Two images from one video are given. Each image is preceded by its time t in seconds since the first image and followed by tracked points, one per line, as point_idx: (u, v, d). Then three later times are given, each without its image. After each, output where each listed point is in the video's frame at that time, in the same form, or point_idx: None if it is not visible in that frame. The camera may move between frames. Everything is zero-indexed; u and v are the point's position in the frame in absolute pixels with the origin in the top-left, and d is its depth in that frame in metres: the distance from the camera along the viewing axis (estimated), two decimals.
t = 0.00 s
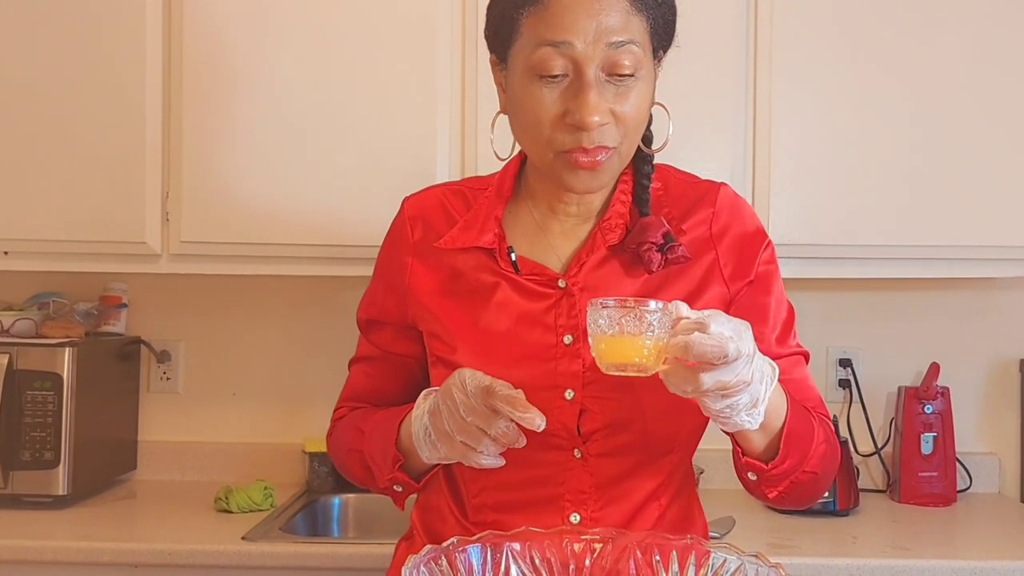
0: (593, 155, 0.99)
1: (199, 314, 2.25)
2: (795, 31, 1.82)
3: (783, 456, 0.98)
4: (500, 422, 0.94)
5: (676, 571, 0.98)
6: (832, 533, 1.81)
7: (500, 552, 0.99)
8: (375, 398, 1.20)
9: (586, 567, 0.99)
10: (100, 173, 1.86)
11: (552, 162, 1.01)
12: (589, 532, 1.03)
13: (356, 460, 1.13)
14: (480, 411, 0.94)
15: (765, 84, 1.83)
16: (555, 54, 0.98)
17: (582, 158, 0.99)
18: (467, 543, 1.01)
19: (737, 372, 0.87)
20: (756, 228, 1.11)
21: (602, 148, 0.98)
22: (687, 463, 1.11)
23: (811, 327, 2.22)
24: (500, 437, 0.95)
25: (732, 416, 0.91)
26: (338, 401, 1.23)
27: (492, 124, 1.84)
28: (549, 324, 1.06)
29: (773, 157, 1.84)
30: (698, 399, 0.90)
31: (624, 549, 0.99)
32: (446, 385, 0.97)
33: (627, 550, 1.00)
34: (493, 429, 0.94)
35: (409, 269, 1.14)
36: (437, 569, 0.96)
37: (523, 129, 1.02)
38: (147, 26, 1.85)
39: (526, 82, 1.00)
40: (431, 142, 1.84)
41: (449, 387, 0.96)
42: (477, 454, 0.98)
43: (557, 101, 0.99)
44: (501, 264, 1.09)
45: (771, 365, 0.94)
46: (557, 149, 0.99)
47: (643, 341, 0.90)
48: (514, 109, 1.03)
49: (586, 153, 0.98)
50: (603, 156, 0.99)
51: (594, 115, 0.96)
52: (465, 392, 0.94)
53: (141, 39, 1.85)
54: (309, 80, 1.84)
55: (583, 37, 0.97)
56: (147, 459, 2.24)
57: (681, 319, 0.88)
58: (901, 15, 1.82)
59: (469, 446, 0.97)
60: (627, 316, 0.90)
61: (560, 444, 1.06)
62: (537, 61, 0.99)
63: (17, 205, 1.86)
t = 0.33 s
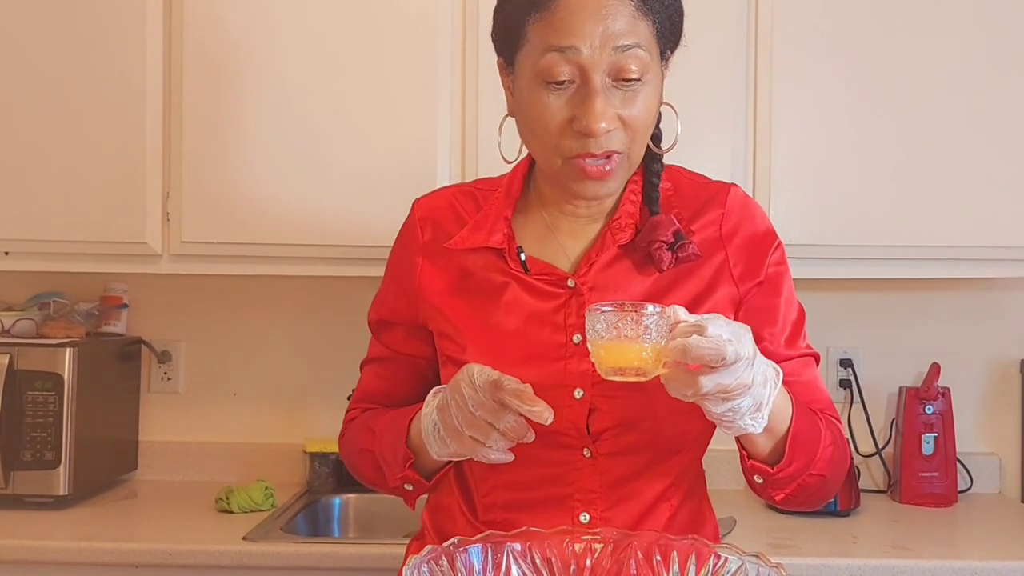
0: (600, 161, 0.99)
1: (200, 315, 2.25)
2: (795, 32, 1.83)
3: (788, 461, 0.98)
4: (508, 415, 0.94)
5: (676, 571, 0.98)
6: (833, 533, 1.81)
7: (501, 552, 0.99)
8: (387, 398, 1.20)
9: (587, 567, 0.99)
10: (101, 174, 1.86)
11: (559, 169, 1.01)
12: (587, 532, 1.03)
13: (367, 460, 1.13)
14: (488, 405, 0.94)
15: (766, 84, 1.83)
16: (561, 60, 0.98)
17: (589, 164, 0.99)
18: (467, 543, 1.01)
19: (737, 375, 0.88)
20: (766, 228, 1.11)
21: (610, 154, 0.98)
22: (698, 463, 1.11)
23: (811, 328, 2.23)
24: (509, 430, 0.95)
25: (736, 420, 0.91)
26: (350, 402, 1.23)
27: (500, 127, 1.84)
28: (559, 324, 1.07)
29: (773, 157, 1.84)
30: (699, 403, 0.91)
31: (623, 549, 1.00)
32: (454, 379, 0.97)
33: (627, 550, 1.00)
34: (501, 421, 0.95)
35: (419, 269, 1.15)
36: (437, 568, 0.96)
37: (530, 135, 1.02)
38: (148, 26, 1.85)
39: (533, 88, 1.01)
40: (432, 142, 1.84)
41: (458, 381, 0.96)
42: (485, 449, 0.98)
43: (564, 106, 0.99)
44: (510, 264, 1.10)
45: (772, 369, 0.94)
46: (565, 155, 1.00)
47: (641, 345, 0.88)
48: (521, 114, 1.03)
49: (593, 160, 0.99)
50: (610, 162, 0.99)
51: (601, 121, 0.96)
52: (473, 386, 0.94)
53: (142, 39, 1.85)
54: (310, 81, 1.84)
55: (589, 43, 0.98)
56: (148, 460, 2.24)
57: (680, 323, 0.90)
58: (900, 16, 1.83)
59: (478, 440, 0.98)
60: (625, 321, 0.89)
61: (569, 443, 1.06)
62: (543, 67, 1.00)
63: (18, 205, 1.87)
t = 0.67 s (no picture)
0: (603, 152, 0.99)
1: (202, 314, 2.25)
2: (797, 32, 1.83)
3: (792, 462, 0.98)
4: (509, 419, 0.94)
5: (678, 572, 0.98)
6: (836, 533, 1.81)
7: (503, 552, 0.99)
8: (394, 398, 1.21)
9: (589, 567, 0.99)
10: (103, 173, 1.86)
11: (562, 161, 1.01)
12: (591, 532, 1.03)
13: (373, 461, 1.14)
14: (489, 409, 0.94)
15: (768, 84, 1.83)
16: (562, 50, 0.99)
17: (591, 155, 0.99)
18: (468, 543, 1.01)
19: (733, 382, 0.86)
20: (774, 227, 1.10)
21: (612, 145, 0.98)
22: (706, 463, 1.11)
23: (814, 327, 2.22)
24: (510, 434, 0.95)
25: (734, 424, 0.91)
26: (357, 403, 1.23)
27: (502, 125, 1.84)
28: (564, 323, 1.07)
29: (775, 157, 1.84)
30: (696, 407, 0.90)
31: (626, 548, 1.00)
32: (455, 383, 0.97)
33: (629, 549, 1.00)
34: (502, 426, 0.94)
35: (425, 270, 1.16)
36: (438, 568, 0.95)
37: (533, 128, 1.02)
38: (150, 25, 1.85)
39: (535, 80, 1.01)
40: (433, 141, 1.84)
41: (459, 385, 0.96)
42: (488, 453, 0.98)
43: (566, 97, 0.99)
44: (515, 264, 1.10)
45: (773, 374, 0.93)
46: (567, 147, 1.00)
47: (637, 350, 0.90)
48: (524, 107, 1.04)
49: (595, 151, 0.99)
50: (613, 154, 0.99)
51: (602, 111, 0.96)
52: (473, 390, 0.94)
53: (144, 39, 1.85)
54: (312, 80, 1.84)
55: (590, 32, 0.98)
56: (151, 459, 2.24)
57: (678, 328, 0.88)
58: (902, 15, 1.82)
59: (478, 445, 0.97)
60: (622, 325, 0.91)
61: (574, 443, 1.07)
62: (544, 58, 1.00)
63: (22, 205, 1.87)
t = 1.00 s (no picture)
0: (629, 139, 0.98)
1: (214, 315, 2.26)
2: (810, 33, 1.82)
3: (807, 467, 0.98)
4: (525, 423, 0.94)
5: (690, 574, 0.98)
6: (849, 536, 1.80)
7: (514, 553, 1.00)
8: (408, 399, 1.21)
9: (600, 568, 0.99)
10: (116, 175, 1.87)
11: (587, 152, 1.00)
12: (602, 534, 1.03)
13: (387, 461, 1.14)
14: (505, 412, 0.94)
15: (780, 85, 1.83)
16: (583, 40, 1.00)
17: (618, 142, 0.98)
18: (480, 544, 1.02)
19: (750, 385, 0.86)
20: (791, 231, 1.10)
21: (638, 131, 0.98)
22: (720, 467, 1.11)
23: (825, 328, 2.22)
24: (526, 438, 0.95)
25: (750, 427, 0.90)
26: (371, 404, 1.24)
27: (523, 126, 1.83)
28: (579, 325, 1.07)
29: (788, 156, 1.84)
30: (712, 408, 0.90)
31: (637, 550, 1.00)
32: (471, 385, 0.97)
33: (639, 552, 1.00)
34: (519, 429, 0.94)
35: (440, 270, 1.16)
36: (449, 569, 0.96)
37: (555, 120, 1.02)
38: (163, 28, 1.86)
39: (557, 72, 1.02)
40: (445, 143, 1.84)
41: (475, 387, 0.96)
42: (503, 456, 0.98)
43: (589, 86, 1.00)
44: (531, 265, 1.10)
45: (791, 378, 0.93)
46: (592, 136, 0.99)
47: (654, 350, 0.90)
48: (546, 101, 1.04)
49: (621, 138, 0.98)
50: (639, 141, 0.98)
51: (628, 95, 0.96)
52: (490, 393, 0.94)
53: (157, 41, 1.86)
54: (324, 81, 1.85)
55: (611, 20, 0.99)
56: (163, 459, 2.25)
57: (697, 328, 0.88)
58: (916, 14, 1.82)
59: (495, 447, 0.98)
60: (640, 324, 0.91)
61: (588, 446, 1.07)
62: (566, 50, 1.01)
63: (36, 207, 1.88)
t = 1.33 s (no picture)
0: (640, 141, 0.98)
1: (221, 316, 2.27)
2: (815, 33, 1.82)
3: (815, 469, 0.98)
4: (540, 423, 0.94)
5: None
6: (855, 537, 1.80)
7: (520, 554, 1.00)
8: (416, 398, 1.21)
9: (607, 569, 0.99)
10: (123, 177, 1.88)
11: (598, 153, 1.00)
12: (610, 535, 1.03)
13: (395, 460, 1.14)
14: (519, 412, 0.94)
15: (786, 86, 1.83)
16: (596, 40, 1.00)
17: (629, 143, 0.98)
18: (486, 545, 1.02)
19: (758, 386, 0.86)
20: (803, 232, 1.10)
21: (650, 133, 0.98)
22: (730, 469, 1.11)
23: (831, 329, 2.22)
24: (539, 439, 0.95)
25: (758, 428, 0.90)
26: (378, 402, 1.24)
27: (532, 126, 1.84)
28: (590, 324, 1.07)
29: (795, 157, 1.84)
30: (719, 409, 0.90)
31: (645, 551, 1.00)
32: (485, 386, 0.97)
33: (646, 553, 1.00)
34: (533, 430, 0.95)
35: (450, 268, 1.16)
36: (457, 570, 0.97)
37: (566, 121, 1.03)
38: (171, 30, 1.87)
39: (569, 72, 1.02)
40: (451, 144, 1.85)
41: (488, 387, 0.96)
42: (516, 457, 0.99)
43: (601, 88, 1.00)
44: (542, 263, 1.10)
45: (800, 380, 0.93)
46: (603, 137, 1.00)
47: (663, 349, 0.90)
48: (557, 102, 1.04)
49: (633, 140, 0.98)
50: (651, 142, 0.98)
51: (640, 96, 0.97)
52: (504, 393, 0.95)
53: (164, 44, 1.86)
54: (330, 82, 1.85)
55: (623, 21, 1.00)
56: (169, 460, 2.25)
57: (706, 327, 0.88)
58: (923, 14, 1.81)
59: (508, 447, 0.98)
60: (649, 324, 0.91)
61: (599, 446, 1.07)
62: (578, 50, 1.02)
63: (43, 209, 1.89)
